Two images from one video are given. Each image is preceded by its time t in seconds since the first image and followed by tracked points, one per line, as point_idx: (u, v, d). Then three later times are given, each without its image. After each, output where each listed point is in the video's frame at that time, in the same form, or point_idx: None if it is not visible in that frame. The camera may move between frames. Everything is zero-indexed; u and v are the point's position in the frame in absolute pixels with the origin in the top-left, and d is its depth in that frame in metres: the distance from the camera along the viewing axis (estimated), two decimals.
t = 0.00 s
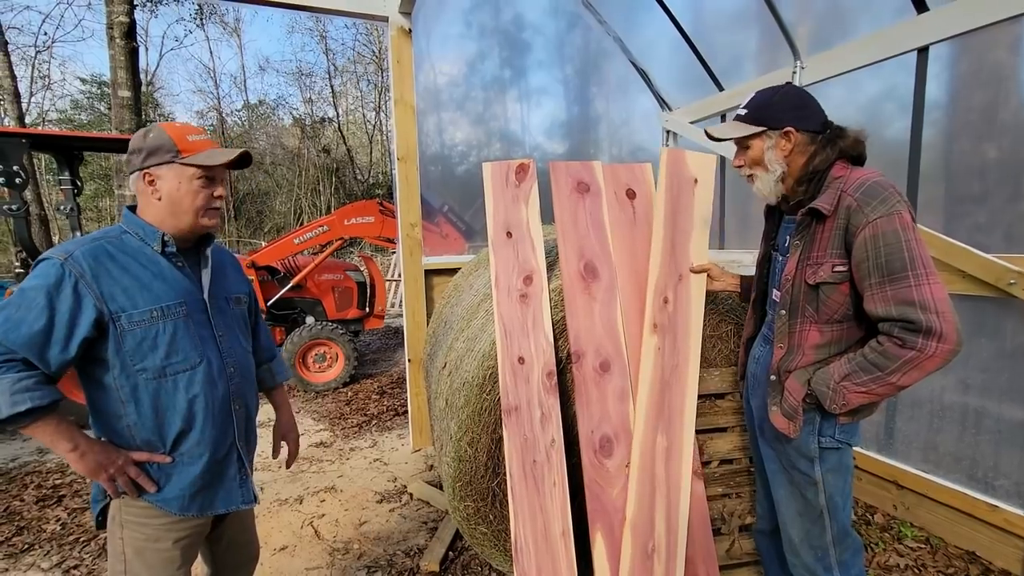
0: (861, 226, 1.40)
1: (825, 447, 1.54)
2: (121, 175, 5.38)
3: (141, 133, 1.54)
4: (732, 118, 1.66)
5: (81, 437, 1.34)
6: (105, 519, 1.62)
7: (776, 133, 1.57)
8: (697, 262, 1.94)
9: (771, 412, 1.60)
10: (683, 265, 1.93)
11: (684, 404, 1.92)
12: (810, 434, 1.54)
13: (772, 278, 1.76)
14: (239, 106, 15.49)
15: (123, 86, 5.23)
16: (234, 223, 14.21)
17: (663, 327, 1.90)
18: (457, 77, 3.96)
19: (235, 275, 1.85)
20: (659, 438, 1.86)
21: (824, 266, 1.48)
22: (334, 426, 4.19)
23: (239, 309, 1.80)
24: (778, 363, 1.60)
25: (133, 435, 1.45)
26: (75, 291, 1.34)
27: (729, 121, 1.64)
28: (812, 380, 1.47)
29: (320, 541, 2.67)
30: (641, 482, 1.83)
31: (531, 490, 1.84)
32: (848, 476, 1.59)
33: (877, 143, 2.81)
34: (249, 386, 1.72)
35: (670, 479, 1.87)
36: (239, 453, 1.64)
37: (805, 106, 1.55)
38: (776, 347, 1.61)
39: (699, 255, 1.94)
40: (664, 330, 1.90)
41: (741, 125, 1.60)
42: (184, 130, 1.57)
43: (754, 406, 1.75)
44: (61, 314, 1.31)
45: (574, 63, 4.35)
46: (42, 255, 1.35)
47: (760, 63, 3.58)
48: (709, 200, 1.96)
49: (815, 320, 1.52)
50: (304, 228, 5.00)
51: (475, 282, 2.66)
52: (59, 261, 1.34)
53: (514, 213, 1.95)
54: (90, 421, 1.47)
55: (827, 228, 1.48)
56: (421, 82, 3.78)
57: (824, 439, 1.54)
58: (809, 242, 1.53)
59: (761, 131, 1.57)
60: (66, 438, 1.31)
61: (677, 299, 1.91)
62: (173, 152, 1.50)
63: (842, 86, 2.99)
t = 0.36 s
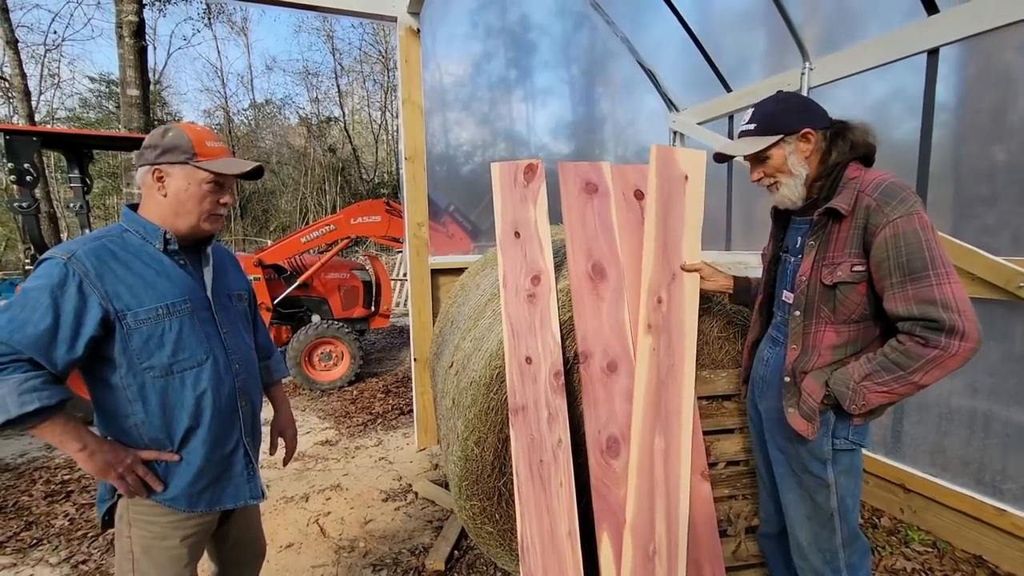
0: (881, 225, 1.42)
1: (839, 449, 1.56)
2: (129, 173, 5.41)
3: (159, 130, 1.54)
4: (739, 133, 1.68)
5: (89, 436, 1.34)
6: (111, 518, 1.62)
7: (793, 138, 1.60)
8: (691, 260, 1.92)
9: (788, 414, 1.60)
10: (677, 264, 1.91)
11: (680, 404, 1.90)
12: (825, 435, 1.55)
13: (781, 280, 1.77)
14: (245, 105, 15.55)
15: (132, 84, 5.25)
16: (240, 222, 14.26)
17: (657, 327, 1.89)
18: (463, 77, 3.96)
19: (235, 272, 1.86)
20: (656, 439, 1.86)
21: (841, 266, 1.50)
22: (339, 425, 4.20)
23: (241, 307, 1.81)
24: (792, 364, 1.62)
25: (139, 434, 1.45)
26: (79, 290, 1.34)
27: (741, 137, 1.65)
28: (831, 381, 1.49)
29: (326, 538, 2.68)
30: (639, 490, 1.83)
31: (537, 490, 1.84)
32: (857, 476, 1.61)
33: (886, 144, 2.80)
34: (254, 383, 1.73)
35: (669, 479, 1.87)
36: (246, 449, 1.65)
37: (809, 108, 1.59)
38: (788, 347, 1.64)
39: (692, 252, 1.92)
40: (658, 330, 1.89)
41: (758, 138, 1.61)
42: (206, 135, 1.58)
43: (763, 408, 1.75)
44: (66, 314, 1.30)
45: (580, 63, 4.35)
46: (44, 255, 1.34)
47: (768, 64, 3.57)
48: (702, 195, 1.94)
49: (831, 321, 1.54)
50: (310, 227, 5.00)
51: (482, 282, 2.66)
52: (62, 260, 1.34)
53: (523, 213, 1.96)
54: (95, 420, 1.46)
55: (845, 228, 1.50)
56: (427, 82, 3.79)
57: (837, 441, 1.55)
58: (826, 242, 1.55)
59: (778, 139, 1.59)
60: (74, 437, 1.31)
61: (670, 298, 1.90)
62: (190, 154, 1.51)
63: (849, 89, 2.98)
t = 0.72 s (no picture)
0: (895, 224, 1.45)
1: (844, 449, 1.59)
2: (132, 171, 5.42)
3: (162, 130, 1.54)
4: (755, 127, 1.67)
5: (100, 433, 1.33)
6: (111, 516, 1.61)
7: (809, 135, 1.60)
8: (673, 258, 1.93)
9: (797, 414, 1.60)
10: (660, 262, 1.91)
11: (668, 404, 1.90)
12: (832, 436, 1.57)
13: (786, 280, 1.77)
14: (247, 104, 15.55)
15: (134, 83, 5.26)
16: (242, 220, 14.27)
17: (642, 327, 1.89)
18: (465, 77, 3.96)
19: (233, 270, 1.85)
20: (646, 440, 1.87)
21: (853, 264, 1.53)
22: (340, 423, 4.21)
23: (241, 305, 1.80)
24: (799, 363, 1.62)
25: (148, 431, 1.45)
26: (94, 287, 1.34)
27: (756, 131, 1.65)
28: (841, 380, 1.50)
29: (327, 537, 2.69)
30: (630, 490, 1.84)
31: (539, 489, 1.84)
32: (860, 476, 1.64)
33: (888, 145, 2.80)
34: (257, 381, 1.73)
35: (660, 478, 1.88)
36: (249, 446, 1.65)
37: (824, 107, 1.60)
38: (795, 346, 1.65)
39: (674, 250, 1.93)
40: (643, 331, 1.89)
41: (773, 133, 1.61)
42: (209, 133, 1.58)
43: (767, 411, 1.75)
44: (81, 311, 1.31)
45: (582, 63, 4.35)
46: (57, 252, 1.34)
47: (770, 64, 3.57)
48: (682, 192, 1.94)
49: (840, 320, 1.56)
50: (312, 226, 5.00)
51: (483, 282, 2.66)
52: (76, 257, 1.34)
53: (525, 213, 1.97)
54: (98, 418, 1.44)
55: (856, 227, 1.53)
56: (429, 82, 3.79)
57: (843, 441, 1.58)
58: (835, 241, 1.58)
59: (795, 135, 1.60)
60: (86, 435, 1.30)
61: (654, 297, 1.90)
62: (194, 154, 1.51)
63: (852, 90, 2.98)
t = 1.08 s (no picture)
0: (904, 213, 1.49)
1: (871, 446, 1.62)
2: (133, 170, 5.43)
3: (172, 131, 1.53)
4: (747, 137, 1.69)
5: (109, 431, 1.34)
6: (118, 514, 1.61)
7: (802, 137, 1.62)
8: (651, 252, 1.94)
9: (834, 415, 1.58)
10: (639, 258, 1.93)
11: (653, 399, 1.91)
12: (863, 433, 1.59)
13: (790, 280, 1.77)
14: (247, 104, 15.57)
15: (136, 81, 5.26)
16: (242, 219, 14.28)
17: (625, 324, 1.90)
18: (466, 77, 3.96)
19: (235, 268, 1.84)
20: (634, 435, 1.88)
21: (868, 256, 1.54)
22: (341, 422, 4.22)
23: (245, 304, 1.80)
24: (825, 362, 1.61)
25: (155, 429, 1.46)
26: (102, 288, 1.35)
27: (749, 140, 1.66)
28: (875, 374, 1.50)
29: (327, 535, 2.69)
30: (621, 485, 1.85)
31: (540, 489, 1.84)
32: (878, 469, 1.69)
33: (890, 147, 2.81)
34: (262, 377, 1.73)
35: (650, 472, 1.88)
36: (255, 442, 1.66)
37: (805, 107, 1.63)
38: (814, 346, 1.65)
39: (653, 244, 1.94)
40: (625, 328, 1.90)
41: (769, 140, 1.62)
42: (218, 137, 1.58)
43: (788, 417, 1.73)
44: (88, 311, 1.31)
45: (583, 64, 4.36)
46: (63, 253, 1.35)
47: (771, 65, 3.58)
48: (654, 187, 1.96)
49: (860, 313, 1.57)
50: (314, 225, 5.01)
51: (484, 282, 2.67)
52: (82, 258, 1.34)
53: (526, 213, 1.98)
54: (103, 414, 1.44)
55: (864, 218, 1.56)
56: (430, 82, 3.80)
57: (872, 438, 1.61)
58: (843, 235, 1.59)
59: (790, 138, 1.61)
60: (96, 433, 1.31)
61: (635, 292, 1.91)
62: (207, 160, 1.52)
63: (854, 91, 2.98)
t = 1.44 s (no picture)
0: (901, 214, 1.50)
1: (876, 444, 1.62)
2: (134, 170, 5.44)
3: (170, 132, 1.55)
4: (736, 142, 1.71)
5: (112, 428, 1.36)
6: (125, 509, 1.63)
7: (788, 144, 1.63)
8: (635, 262, 1.98)
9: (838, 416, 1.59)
10: (623, 266, 1.97)
11: (644, 404, 1.93)
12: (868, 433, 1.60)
13: (788, 282, 1.78)
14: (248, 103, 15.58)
15: (137, 81, 5.26)
16: (243, 219, 14.29)
17: (612, 331, 1.93)
18: (466, 76, 3.96)
19: (243, 269, 1.87)
20: (626, 440, 1.90)
21: (866, 257, 1.55)
22: (342, 422, 4.23)
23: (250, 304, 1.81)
24: (826, 364, 1.62)
25: (157, 428, 1.47)
26: (102, 289, 1.35)
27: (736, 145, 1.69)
28: (878, 375, 1.51)
29: (329, 534, 2.70)
30: (615, 490, 1.86)
31: (541, 489, 1.84)
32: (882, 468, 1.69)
33: (890, 147, 2.81)
34: (265, 377, 1.73)
35: (643, 475, 1.89)
36: (258, 441, 1.66)
37: (796, 113, 1.64)
38: (816, 347, 1.66)
39: (635, 253, 1.99)
40: (613, 334, 1.93)
41: (753, 146, 1.64)
42: (215, 137, 1.59)
43: (793, 417, 1.74)
44: (87, 313, 1.32)
45: (584, 64, 4.36)
46: (64, 255, 1.36)
47: (773, 65, 3.58)
48: (635, 195, 2.03)
49: (860, 315, 1.57)
50: (315, 225, 5.02)
51: (485, 282, 2.67)
52: (83, 260, 1.35)
53: (528, 214, 2.00)
54: (109, 413, 1.47)
55: (860, 221, 1.57)
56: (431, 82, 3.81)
57: (876, 438, 1.61)
58: (840, 237, 1.60)
59: (773, 146, 1.62)
60: (98, 430, 1.32)
61: (621, 300, 1.95)
62: (204, 160, 1.53)
63: (855, 92, 2.99)
